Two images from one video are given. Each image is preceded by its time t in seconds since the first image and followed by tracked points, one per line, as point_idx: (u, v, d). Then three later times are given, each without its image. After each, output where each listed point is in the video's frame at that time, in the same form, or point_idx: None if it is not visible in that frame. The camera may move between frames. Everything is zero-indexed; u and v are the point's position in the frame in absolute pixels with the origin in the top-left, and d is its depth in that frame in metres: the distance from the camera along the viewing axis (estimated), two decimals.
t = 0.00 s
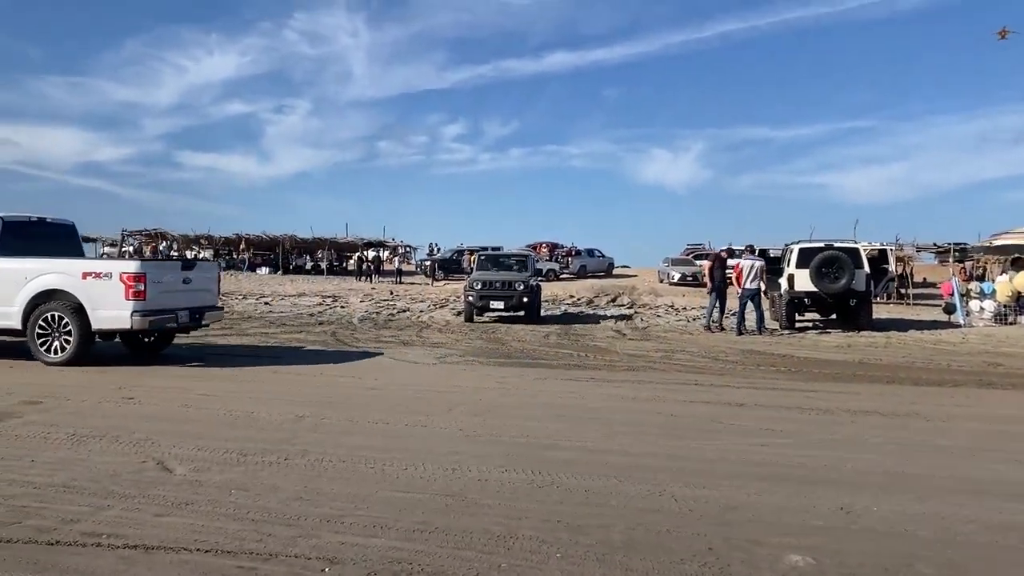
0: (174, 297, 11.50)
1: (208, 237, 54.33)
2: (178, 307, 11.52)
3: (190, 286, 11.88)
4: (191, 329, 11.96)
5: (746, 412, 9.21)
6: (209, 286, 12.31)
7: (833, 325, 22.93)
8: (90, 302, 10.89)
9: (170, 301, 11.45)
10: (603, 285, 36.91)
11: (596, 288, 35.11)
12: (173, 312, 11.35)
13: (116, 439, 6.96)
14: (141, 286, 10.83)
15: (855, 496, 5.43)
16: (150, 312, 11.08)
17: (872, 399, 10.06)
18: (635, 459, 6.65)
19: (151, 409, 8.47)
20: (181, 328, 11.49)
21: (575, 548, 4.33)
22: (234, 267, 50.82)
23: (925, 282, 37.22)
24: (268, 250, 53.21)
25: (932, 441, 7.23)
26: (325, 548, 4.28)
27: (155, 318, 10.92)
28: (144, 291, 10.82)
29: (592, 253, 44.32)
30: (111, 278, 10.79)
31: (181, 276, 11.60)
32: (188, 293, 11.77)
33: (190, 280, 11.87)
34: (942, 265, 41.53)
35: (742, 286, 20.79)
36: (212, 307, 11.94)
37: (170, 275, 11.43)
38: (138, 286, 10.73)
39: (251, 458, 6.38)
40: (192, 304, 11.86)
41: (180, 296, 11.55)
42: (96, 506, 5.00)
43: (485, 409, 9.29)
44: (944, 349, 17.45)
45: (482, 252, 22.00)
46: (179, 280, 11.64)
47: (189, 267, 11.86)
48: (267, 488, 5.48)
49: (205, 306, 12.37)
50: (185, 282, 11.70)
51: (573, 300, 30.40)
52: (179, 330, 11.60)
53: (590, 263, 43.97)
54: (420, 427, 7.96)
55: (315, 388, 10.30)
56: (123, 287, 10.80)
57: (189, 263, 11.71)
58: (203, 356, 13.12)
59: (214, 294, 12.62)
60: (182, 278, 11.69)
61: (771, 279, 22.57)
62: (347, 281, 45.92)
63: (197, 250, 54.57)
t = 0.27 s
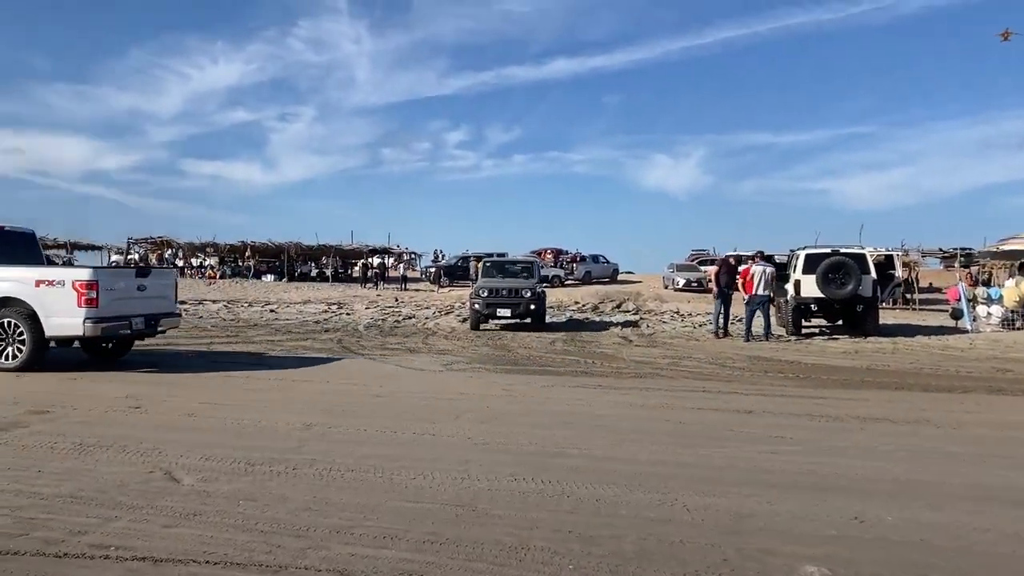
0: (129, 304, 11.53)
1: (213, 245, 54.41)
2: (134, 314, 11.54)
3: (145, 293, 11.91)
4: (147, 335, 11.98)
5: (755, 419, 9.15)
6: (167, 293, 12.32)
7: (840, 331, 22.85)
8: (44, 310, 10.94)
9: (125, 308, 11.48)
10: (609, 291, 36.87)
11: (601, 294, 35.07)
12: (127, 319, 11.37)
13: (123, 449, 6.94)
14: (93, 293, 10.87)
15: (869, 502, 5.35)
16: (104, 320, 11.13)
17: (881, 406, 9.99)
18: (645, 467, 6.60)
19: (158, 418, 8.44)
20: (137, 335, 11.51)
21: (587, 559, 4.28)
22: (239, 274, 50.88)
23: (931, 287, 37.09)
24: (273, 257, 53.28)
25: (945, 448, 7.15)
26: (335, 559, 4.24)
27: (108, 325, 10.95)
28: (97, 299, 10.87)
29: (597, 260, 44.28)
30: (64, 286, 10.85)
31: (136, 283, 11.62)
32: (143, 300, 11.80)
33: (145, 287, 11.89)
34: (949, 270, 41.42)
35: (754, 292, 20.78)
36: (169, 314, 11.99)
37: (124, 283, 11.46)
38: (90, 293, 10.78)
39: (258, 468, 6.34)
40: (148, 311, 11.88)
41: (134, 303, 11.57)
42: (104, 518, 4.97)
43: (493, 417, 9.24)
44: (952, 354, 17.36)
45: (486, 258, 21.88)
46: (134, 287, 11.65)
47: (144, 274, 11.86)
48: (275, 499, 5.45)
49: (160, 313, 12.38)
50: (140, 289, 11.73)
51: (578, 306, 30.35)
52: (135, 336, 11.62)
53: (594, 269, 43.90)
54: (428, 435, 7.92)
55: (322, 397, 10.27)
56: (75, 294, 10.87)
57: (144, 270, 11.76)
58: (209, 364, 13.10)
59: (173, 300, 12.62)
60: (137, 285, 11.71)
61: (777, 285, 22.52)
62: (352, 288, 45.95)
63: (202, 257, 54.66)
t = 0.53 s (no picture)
0: (78, 311, 11.80)
1: (215, 252, 54.45)
2: (83, 321, 11.82)
3: (96, 301, 12.19)
4: (98, 342, 12.25)
5: (759, 425, 9.10)
6: (118, 300, 12.59)
7: (843, 336, 22.81)
8: None
9: (74, 315, 11.75)
10: (611, 297, 36.84)
11: (603, 300, 35.03)
12: (76, 325, 11.65)
13: (123, 458, 6.91)
14: (41, 300, 11.14)
15: (875, 508, 5.29)
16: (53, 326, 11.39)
17: (885, 411, 9.94)
18: (648, 474, 6.55)
19: (158, 427, 8.41)
20: (86, 341, 11.80)
21: (590, 568, 4.23)
22: (241, 281, 50.91)
23: (934, 291, 37.03)
24: (275, 264, 53.31)
25: (951, 454, 7.09)
26: (336, 570, 4.20)
27: (56, 331, 11.23)
28: (44, 305, 11.15)
29: (599, 265, 44.26)
30: (12, 293, 11.11)
31: (85, 291, 11.89)
32: (92, 308, 12.07)
33: (95, 294, 12.19)
34: (951, 274, 41.38)
35: (757, 297, 20.74)
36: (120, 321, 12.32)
37: (74, 290, 11.73)
38: (38, 301, 11.05)
39: (259, 477, 6.30)
40: (98, 319, 12.15)
41: (84, 310, 11.84)
42: (103, 528, 4.93)
43: (495, 424, 9.20)
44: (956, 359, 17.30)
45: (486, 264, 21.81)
46: (83, 295, 11.92)
47: (95, 282, 12.14)
48: (276, 508, 5.40)
49: (112, 319, 12.66)
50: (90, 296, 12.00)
51: (581, 312, 30.32)
52: (83, 342, 11.90)
53: (597, 275, 43.87)
54: (430, 443, 7.88)
55: (323, 404, 10.23)
56: (23, 301, 11.13)
57: (94, 278, 12.05)
58: (211, 373, 13.07)
59: (125, 308, 12.89)
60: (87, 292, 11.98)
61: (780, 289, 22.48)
62: (354, 294, 45.96)
63: (204, 265, 54.71)
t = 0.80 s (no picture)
0: (21, 319, 12.10)
1: (214, 261, 54.40)
2: (27, 329, 12.13)
3: (41, 308, 12.47)
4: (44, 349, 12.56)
5: (758, 432, 9.05)
6: (65, 307, 12.88)
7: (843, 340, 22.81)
8: None
9: (17, 323, 12.08)
10: (610, 303, 36.79)
11: (602, 306, 35.00)
12: (19, 334, 11.96)
13: (116, 469, 6.86)
14: None
15: (874, 514, 5.23)
16: None
17: (885, 416, 9.90)
18: (646, 483, 6.49)
19: (154, 436, 8.36)
20: (30, 348, 12.14)
21: None
22: (239, 289, 50.91)
23: (934, 295, 37.01)
24: (273, 272, 53.32)
25: (951, 460, 7.02)
26: None
27: None
28: None
29: (598, 271, 44.25)
30: None
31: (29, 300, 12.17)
32: (37, 315, 12.35)
33: (40, 302, 12.44)
34: (951, 278, 41.36)
35: (757, 303, 20.74)
36: (65, 328, 12.57)
37: (15, 299, 12.02)
38: None
39: (253, 487, 6.25)
40: (43, 325, 12.43)
41: (27, 318, 12.14)
42: (93, 541, 4.88)
43: (492, 432, 9.14)
44: (956, 363, 17.24)
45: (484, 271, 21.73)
46: (26, 303, 12.20)
47: (39, 289, 12.42)
48: (269, 519, 5.35)
49: (59, 325, 12.95)
50: (33, 305, 12.28)
51: (580, 318, 30.28)
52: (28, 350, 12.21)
53: (596, 280, 43.87)
54: (426, 452, 7.84)
55: (320, 413, 10.19)
56: None
57: (37, 287, 12.28)
58: (207, 382, 13.03)
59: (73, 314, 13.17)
60: (30, 301, 12.26)
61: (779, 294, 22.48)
62: (353, 301, 45.94)
63: (203, 273, 54.72)
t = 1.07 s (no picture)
0: None
1: (208, 267, 54.21)
2: None
3: None
4: None
5: (752, 435, 9.01)
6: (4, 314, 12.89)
7: (838, 343, 22.78)
8: None
9: None
10: (606, 306, 36.73)
11: (598, 309, 34.96)
12: None
13: (103, 478, 6.78)
14: None
15: (868, 519, 5.18)
16: None
17: (879, 419, 9.86)
18: (639, 488, 6.43)
19: (143, 445, 8.28)
20: None
21: None
22: (234, 295, 50.79)
23: (929, 297, 37.04)
24: (269, 278, 53.18)
25: (946, 463, 6.98)
26: None
27: None
28: None
29: (593, 274, 44.22)
30: None
31: None
32: None
33: None
34: (946, 280, 41.42)
35: (751, 304, 20.67)
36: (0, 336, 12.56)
37: None
38: None
39: (241, 496, 6.18)
40: None
41: None
42: (76, 552, 4.80)
43: (485, 437, 9.08)
44: (951, 365, 17.21)
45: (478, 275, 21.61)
46: None
47: None
48: (256, 528, 5.28)
49: None
50: None
51: (576, 321, 30.22)
52: None
53: (591, 284, 43.81)
54: (418, 459, 7.77)
55: (311, 419, 10.11)
56: None
57: None
58: (200, 389, 12.93)
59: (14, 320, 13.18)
60: None
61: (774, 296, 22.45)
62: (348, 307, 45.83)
63: (198, 279, 54.58)
